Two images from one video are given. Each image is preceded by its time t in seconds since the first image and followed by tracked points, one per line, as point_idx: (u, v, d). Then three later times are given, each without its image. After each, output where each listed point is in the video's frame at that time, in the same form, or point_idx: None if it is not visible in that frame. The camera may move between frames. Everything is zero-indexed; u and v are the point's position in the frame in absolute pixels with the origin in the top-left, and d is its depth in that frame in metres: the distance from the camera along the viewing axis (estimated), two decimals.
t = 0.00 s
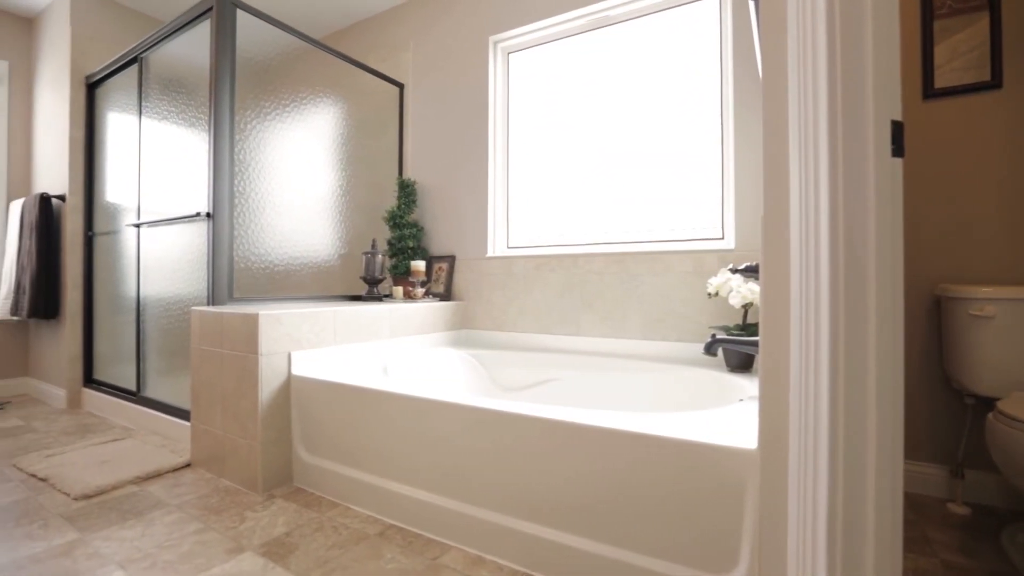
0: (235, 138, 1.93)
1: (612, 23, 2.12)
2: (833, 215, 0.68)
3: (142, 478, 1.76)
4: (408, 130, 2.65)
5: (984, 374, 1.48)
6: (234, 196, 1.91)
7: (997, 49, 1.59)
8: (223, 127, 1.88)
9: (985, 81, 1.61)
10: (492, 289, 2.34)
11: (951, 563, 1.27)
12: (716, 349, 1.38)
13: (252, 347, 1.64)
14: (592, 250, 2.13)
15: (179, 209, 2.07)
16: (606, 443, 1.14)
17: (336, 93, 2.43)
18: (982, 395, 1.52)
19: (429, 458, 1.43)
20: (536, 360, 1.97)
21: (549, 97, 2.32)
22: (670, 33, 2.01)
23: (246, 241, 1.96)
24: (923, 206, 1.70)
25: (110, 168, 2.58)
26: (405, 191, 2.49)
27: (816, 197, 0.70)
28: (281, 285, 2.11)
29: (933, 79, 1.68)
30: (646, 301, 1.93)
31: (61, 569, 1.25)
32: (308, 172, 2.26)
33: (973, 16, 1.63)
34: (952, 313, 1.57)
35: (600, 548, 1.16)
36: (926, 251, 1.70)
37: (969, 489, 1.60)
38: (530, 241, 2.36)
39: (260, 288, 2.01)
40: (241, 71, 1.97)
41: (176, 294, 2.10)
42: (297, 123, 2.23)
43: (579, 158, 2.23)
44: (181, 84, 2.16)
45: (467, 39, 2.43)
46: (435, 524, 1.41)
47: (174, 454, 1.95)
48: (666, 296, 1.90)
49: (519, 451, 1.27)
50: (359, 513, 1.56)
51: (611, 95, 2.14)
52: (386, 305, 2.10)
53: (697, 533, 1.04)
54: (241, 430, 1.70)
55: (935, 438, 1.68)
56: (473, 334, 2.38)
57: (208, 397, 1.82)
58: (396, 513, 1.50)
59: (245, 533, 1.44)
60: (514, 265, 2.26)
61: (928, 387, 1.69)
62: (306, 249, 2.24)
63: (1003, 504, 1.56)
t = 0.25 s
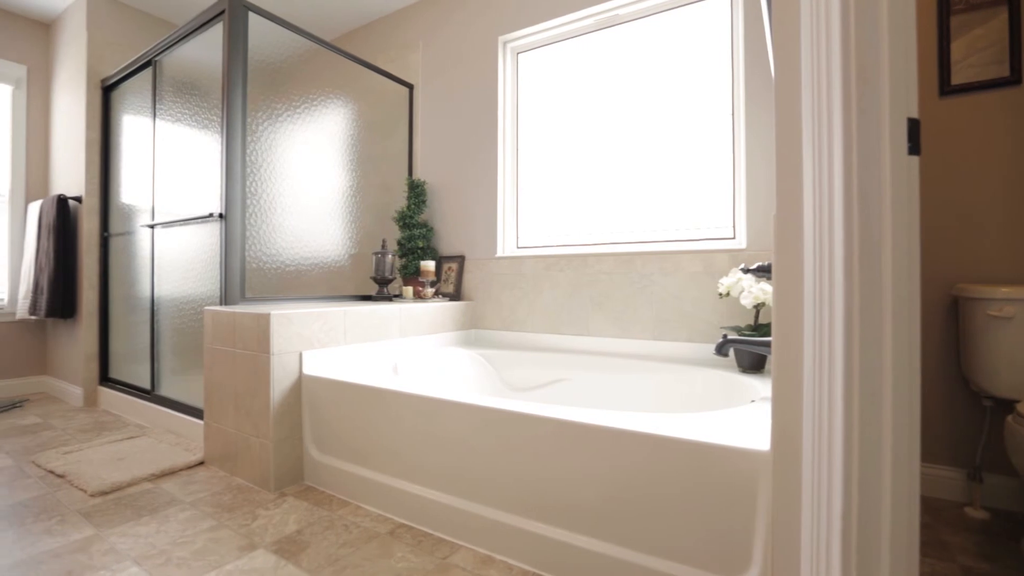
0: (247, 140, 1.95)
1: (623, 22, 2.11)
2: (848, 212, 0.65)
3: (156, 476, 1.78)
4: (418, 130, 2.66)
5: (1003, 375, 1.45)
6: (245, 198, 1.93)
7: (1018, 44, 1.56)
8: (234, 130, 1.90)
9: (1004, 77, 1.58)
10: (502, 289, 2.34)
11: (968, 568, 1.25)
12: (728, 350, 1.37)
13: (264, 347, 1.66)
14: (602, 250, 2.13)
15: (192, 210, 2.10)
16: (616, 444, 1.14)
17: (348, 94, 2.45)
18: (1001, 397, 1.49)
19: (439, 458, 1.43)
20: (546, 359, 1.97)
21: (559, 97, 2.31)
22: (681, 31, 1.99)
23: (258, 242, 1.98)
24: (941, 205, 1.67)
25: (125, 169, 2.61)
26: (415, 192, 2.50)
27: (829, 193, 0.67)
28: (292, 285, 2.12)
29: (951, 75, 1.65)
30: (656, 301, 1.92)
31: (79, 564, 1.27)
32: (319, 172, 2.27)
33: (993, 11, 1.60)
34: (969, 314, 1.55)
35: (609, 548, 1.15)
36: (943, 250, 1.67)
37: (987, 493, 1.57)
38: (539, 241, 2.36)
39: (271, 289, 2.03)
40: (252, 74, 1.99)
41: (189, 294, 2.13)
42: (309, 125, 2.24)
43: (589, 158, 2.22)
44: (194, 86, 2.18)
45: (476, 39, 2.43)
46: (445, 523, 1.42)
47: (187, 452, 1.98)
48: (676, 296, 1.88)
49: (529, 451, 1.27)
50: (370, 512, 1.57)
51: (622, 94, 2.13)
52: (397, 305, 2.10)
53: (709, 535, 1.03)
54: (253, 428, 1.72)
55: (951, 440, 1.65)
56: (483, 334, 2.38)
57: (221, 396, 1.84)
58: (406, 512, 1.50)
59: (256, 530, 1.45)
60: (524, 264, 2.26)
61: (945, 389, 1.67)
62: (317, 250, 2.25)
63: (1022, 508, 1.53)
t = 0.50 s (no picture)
0: (259, 142, 1.97)
1: (633, 20, 2.10)
2: (863, 211, 0.64)
3: (170, 474, 1.81)
4: (428, 131, 2.67)
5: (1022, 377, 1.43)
6: (257, 199, 1.95)
7: None
8: (247, 131, 1.92)
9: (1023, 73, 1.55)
10: (511, 289, 2.34)
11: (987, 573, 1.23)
12: (740, 350, 1.35)
13: (275, 346, 1.67)
14: (612, 250, 2.12)
15: (205, 211, 2.12)
16: (628, 445, 1.13)
17: (359, 95, 2.46)
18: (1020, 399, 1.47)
19: (450, 458, 1.43)
20: (556, 360, 1.97)
21: (569, 97, 2.31)
22: (692, 28, 1.98)
23: (269, 243, 2.00)
24: (958, 203, 1.64)
25: (139, 171, 2.65)
26: (425, 192, 2.51)
27: (844, 192, 0.66)
28: (303, 285, 2.14)
29: (968, 71, 1.62)
30: (666, 301, 1.91)
31: (96, 560, 1.29)
32: (330, 173, 2.29)
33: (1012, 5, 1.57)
34: (988, 315, 1.52)
35: (619, 549, 1.15)
36: (960, 249, 1.64)
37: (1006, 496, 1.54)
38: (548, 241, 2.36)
39: (283, 289, 2.05)
40: (265, 76, 2.01)
41: (202, 293, 2.15)
42: (320, 126, 2.26)
43: (599, 158, 2.22)
44: (207, 88, 2.20)
45: (486, 40, 2.43)
46: (455, 523, 1.42)
47: (200, 450, 2.00)
48: (686, 296, 1.87)
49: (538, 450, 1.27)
50: (380, 511, 1.58)
51: (632, 93, 2.12)
52: (407, 305, 2.11)
53: (721, 538, 1.02)
54: (265, 426, 1.73)
55: (969, 443, 1.63)
56: (492, 334, 2.39)
57: (233, 395, 1.86)
58: (416, 511, 1.51)
59: (269, 528, 1.46)
60: (534, 264, 2.26)
61: (962, 390, 1.64)
62: (328, 250, 2.27)
63: None
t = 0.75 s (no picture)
0: (269, 143, 1.98)
1: (642, 19, 2.09)
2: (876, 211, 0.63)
3: (183, 472, 1.83)
4: (437, 131, 2.68)
5: None
6: (268, 199, 1.97)
7: None
8: (258, 133, 1.94)
9: None
10: (520, 289, 2.34)
11: None
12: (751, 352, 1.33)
13: (286, 345, 1.68)
14: (621, 250, 2.11)
15: (217, 211, 2.14)
16: (638, 445, 1.13)
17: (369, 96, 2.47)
18: None
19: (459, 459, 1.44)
20: (564, 360, 1.96)
21: (578, 96, 2.30)
22: (703, 26, 1.96)
23: (280, 243, 2.01)
24: (974, 202, 1.62)
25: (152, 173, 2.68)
26: (433, 192, 2.52)
27: (857, 191, 0.65)
28: (313, 285, 2.15)
29: (985, 68, 1.60)
30: (676, 301, 1.90)
31: (110, 556, 1.31)
32: (340, 174, 2.30)
33: None
34: (1005, 315, 1.49)
35: (628, 550, 1.14)
36: (977, 249, 1.61)
37: None
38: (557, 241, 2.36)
39: (293, 289, 2.06)
40: (275, 78, 2.03)
41: (214, 293, 2.17)
42: (330, 127, 2.27)
43: (608, 157, 2.21)
44: (218, 90, 2.23)
45: (494, 40, 2.43)
46: (464, 522, 1.42)
47: (212, 448, 2.03)
48: (696, 296, 1.86)
49: (547, 450, 1.26)
50: (389, 510, 1.59)
51: (641, 92, 2.12)
52: (416, 305, 2.12)
53: (732, 541, 1.01)
54: (275, 425, 1.75)
55: (985, 445, 1.60)
56: (501, 334, 2.39)
57: (245, 393, 1.88)
58: (426, 510, 1.51)
59: (279, 526, 1.48)
60: (542, 264, 2.26)
61: (978, 392, 1.62)
62: (338, 250, 2.28)
63: None
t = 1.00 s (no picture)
0: (280, 144, 2.00)
1: (652, 17, 2.08)
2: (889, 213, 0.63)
3: (195, 469, 1.85)
4: (446, 132, 2.69)
5: None
6: (279, 200, 1.98)
7: None
8: (269, 134, 1.95)
9: None
10: (529, 289, 2.34)
11: None
12: (763, 352, 1.30)
13: (297, 345, 1.70)
14: (631, 250, 2.10)
15: (229, 212, 2.17)
16: (649, 446, 1.12)
17: (379, 97, 2.48)
18: None
19: (469, 458, 1.44)
20: (573, 361, 1.96)
21: (587, 95, 2.30)
22: (713, 24, 1.95)
23: (290, 243, 2.03)
24: (991, 201, 1.59)
25: (165, 174, 2.72)
26: (442, 193, 2.52)
27: (872, 190, 0.64)
28: (323, 285, 2.16)
29: (1003, 64, 1.57)
30: (685, 301, 1.89)
31: (125, 552, 1.33)
32: (350, 174, 2.31)
33: None
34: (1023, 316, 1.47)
35: (637, 551, 1.14)
36: (994, 249, 1.58)
37: None
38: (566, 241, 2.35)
39: (303, 288, 2.08)
40: (286, 79, 2.05)
41: (226, 293, 2.20)
42: (340, 128, 2.28)
43: (617, 157, 2.20)
44: (230, 92, 2.25)
45: (503, 40, 2.43)
46: (474, 522, 1.42)
47: (224, 446, 2.05)
48: (706, 296, 1.85)
49: (557, 450, 1.26)
50: (399, 509, 1.59)
51: (651, 91, 2.10)
52: (425, 304, 2.12)
53: (744, 543, 1.00)
54: (286, 424, 1.76)
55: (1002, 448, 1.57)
56: (511, 333, 2.39)
57: (256, 392, 1.90)
58: (435, 510, 1.52)
59: (290, 524, 1.49)
60: (551, 264, 2.26)
61: (994, 393, 1.59)
62: (348, 251, 2.29)
63: None
